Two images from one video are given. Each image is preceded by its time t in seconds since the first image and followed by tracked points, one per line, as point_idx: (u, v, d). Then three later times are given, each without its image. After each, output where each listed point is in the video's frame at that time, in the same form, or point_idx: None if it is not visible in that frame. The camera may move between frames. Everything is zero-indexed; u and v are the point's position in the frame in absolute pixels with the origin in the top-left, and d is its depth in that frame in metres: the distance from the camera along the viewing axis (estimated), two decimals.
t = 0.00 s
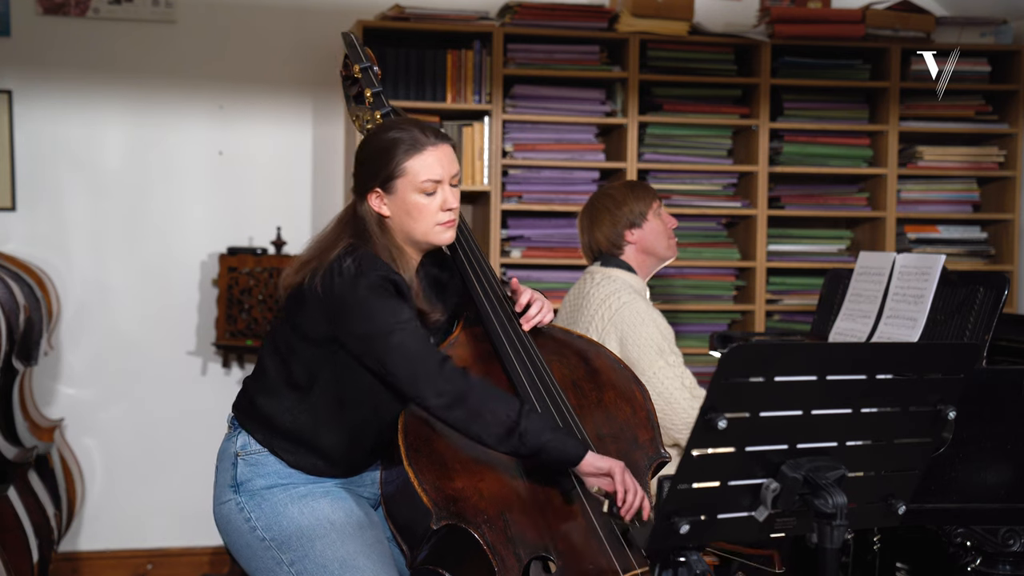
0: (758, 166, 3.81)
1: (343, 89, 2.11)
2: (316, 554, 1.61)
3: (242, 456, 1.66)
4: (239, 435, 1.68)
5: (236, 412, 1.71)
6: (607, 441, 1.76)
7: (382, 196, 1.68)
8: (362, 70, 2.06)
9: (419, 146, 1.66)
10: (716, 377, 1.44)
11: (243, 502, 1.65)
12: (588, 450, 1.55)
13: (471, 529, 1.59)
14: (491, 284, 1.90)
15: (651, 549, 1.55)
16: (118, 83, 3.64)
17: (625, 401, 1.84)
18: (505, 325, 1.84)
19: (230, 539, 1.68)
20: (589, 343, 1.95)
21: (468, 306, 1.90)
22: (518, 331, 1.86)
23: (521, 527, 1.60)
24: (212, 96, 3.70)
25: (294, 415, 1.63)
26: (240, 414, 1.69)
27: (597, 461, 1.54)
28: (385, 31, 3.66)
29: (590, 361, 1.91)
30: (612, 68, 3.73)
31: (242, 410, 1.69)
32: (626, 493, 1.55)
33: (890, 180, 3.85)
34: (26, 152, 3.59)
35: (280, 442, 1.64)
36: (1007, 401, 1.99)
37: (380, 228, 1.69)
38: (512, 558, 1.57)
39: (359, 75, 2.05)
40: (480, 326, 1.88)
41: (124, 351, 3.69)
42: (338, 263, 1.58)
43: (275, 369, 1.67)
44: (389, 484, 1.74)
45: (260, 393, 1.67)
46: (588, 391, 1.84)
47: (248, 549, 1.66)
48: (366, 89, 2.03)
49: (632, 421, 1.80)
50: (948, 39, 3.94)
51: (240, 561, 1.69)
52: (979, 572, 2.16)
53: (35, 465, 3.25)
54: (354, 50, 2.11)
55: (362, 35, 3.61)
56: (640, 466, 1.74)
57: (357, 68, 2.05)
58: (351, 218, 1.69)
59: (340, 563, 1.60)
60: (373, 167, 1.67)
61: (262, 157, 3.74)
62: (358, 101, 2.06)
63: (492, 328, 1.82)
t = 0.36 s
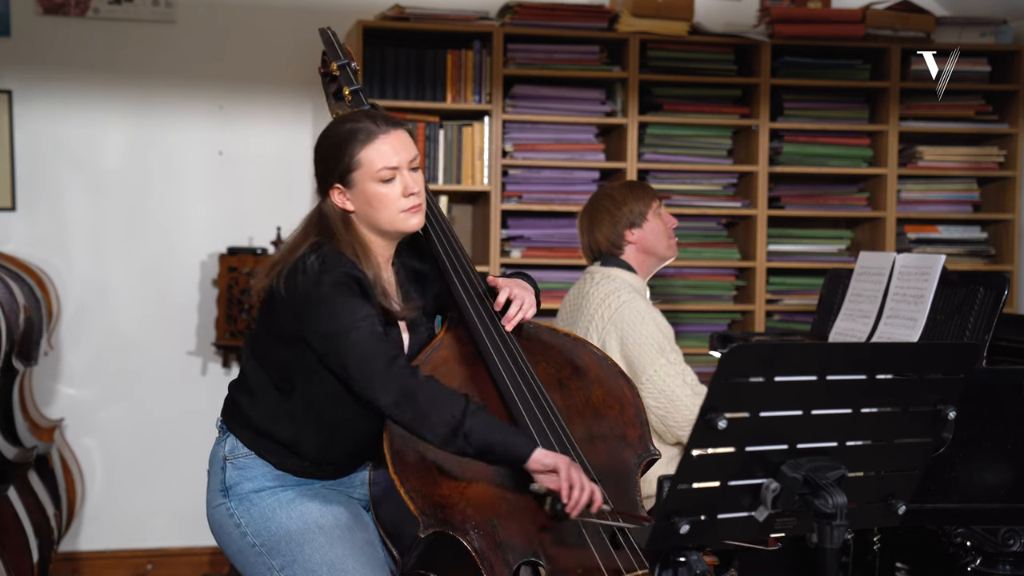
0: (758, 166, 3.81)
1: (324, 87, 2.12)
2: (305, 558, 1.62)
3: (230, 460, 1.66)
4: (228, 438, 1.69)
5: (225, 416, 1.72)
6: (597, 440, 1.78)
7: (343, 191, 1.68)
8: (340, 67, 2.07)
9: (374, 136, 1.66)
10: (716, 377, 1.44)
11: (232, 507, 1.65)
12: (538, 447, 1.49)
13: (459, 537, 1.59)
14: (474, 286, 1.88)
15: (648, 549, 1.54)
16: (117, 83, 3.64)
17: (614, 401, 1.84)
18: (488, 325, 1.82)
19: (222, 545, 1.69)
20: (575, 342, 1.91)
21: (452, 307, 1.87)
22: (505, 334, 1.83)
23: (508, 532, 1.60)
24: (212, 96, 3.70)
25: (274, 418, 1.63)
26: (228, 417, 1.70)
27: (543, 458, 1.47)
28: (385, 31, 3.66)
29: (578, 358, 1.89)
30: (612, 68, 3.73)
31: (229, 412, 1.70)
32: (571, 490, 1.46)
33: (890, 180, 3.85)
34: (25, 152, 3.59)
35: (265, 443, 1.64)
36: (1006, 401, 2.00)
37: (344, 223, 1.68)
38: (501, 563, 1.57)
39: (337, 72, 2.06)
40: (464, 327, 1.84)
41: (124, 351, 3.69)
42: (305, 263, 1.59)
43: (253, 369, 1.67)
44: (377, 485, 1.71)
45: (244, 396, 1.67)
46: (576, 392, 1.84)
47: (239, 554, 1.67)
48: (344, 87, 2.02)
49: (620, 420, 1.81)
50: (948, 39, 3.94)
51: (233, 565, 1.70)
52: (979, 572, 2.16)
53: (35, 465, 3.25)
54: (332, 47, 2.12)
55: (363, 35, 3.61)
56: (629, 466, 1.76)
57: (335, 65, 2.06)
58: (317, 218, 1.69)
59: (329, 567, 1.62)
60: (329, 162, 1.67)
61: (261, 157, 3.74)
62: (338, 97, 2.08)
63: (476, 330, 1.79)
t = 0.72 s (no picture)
0: (758, 166, 3.81)
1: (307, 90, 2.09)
2: (298, 561, 1.61)
3: (224, 460, 1.67)
4: (221, 439, 1.69)
5: (217, 417, 1.71)
6: (589, 441, 1.78)
7: (330, 182, 1.70)
8: (324, 70, 2.08)
9: (362, 130, 1.69)
10: (716, 377, 1.44)
11: (226, 509, 1.66)
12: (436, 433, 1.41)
13: (450, 542, 1.59)
14: (462, 291, 1.89)
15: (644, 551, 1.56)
16: (117, 82, 3.64)
17: (603, 401, 1.85)
18: (475, 330, 1.82)
19: (219, 546, 1.69)
20: (564, 342, 1.91)
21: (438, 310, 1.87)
22: (492, 336, 1.84)
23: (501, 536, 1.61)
24: (212, 96, 3.70)
25: (264, 415, 1.63)
26: (220, 417, 1.70)
27: (434, 445, 1.39)
28: (386, 31, 3.66)
29: (567, 358, 1.89)
30: (612, 68, 3.73)
31: (221, 413, 1.70)
32: (463, 475, 1.38)
33: (891, 179, 3.85)
34: (25, 152, 3.59)
35: (258, 442, 1.65)
36: (1006, 400, 2.00)
37: (328, 216, 1.71)
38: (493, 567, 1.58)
39: (320, 75, 2.06)
40: (451, 331, 1.84)
41: (124, 351, 3.69)
42: (284, 252, 1.60)
43: (241, 365, 1.67)
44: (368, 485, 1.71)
45: (234, 394, 1.67)
46: (565, 393, 1.84)
47: (235, 556, 1.67)
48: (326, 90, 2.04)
49: (611, 420, 1.82)
50: (948, 39, 3.95)
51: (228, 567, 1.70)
52: (979, 572, 2.16)
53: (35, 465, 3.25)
54: (314, 49, 2.11)
55: (363, 35, 3.61)
56: (621, 467, 1.75)
57: (318, 68, 2.06)
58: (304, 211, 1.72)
59: (322, 570, 1.61)
60: (318, 154, 1.70)
61: (261, 157, 3.74)
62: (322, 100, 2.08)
63: (464, 334, 1.79)
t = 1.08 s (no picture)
0: (758, 166, 3.81)
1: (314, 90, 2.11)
2: (302, 560, 1.61)
3: (229, 458, 1.67)
4: (226, 437, 1.69)
5: (224, 415, 1.71)
6: (593, 442, 1.77)
7: (363, 184, 1.69)
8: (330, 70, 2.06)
9: (408, 142, 1.68)
10: (716, 377, 1.44)
11: (230, 507, 1.66)
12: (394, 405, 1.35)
13: (455, 541, 1.58)
14: (468, 289, 1.86)
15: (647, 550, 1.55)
16: (118, 82, 3.64)
17: (607, 401, 1.84)
18: (481, 330, 1.80)
19: (222, 545, 1.69)
20: (568, 343, 1.91)
21: (445, 310, 1.86)
22: (496, 336, 1.83)
23: (504, 533, 1.60)
24: (212, 96, 3.70)
25: (271, 413, 1.63)
26: (226, 416, 1.70)
27: (389, 413, 1.32)
28: (385, 31, 3.66)
29: (571, 359, 1.89)
30: (612, 68, 3.73)
31: (227, 411, 1.71)
32: (414, 443, 1.29)
33: (891, 179, 3.85)
34: (25, 151, 3.59)
35: (265, 441, 1.65)
36: (1006, 400, 2.00)
37: (355, 217, 1.70)
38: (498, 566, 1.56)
39: (327, 76, 2.05)
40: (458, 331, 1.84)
41: (124, 351, 3.69)
42: (301, 245, 1.61)
43: (250, 362, 1.67)
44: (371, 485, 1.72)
45: (242, 392, 1.67)
46: (570, 394, 1.83)
47: (238, 555, 1.67)
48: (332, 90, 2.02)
49: (614, 421, 1.81)
50: (947, 39, 3.94)
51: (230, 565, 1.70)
52: (979, 572, 2.16)
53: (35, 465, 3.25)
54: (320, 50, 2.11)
55: (363, 35, 3.61)
56: (624, 468, 1.75)
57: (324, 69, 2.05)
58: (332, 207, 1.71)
59: (325, 569, 1.60)
60: (359, 154, 1.69)
61: (261, 157, 3.74)
62: (328, 100, 2.07)
63: (469, 334, 1.78)
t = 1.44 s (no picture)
0: (758, 166, 3.81)
1: (325, 90, 2.11)
2: (306, 557, 1.61)
3: (234, 457, 1.67)
4: (231, 436, 1.70)
5: (229, 414, 1.72)
6: (599, 442, 1.76)
7: (386, 193, 1.68)
8: (342, 70, 2.06)
9: (435, 155, 1.66)
10: (716, 377, 1.44)
11: (235, 505, 1.66)
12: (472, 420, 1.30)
13: (462, 538, 1.57)
14: (477, 289, 1.87)
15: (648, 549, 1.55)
16: (118, 83, 3.64)
17: (613, 400, 1.83)
18: (489, 326, 1.81)
19: (226, 543, 1.69)
20: (575, 343, 1.91)
21: (453, 307, 1.87)
22: (505, 332, 1.83)
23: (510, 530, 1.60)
24: (212, 96, 3.70)
25: (280, 414, 1.63)
26: (232, 414, 1.71)
27: (473, 434, 1.27)
28: (385, 31, 3.66)
29: (578, 359, 1.89)
30: (612, 68, 3.73)
31: (233, 409, 1.71)
32: (497, 472, 1.28)
33: (891, 179, 3.85)
34: (25, 151, 3.59)
35: (272, 441, 1.65)
36: (1006, 399, 2.00)
37: (378, 225, 1.69)
38: (504, 564, 1.56)
39: (338, 75, 2.05)
40: (466, 329, 1.85)
41: (124, 351, 3.69)
42: (321, 252, 1.58)
43: (261, 365, 1.67)
44: (377, 485, 1.71)
45: (251, 392, 1.67)
46: (577, 394, 1.83)
47: (242, 553, 1.67)
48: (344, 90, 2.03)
49: (621, 421, 1.80)
50: (947, 39, 3.94)
51: (234, 564, 1.70)
52: (979, 572, 2.16)
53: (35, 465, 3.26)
54: (332, 50, 2.11)
55: (363, 35, 3.61)
56: (629, 468, 1.74)
57: (336, 68, 2.05)
58: (355, 213, 1.70)
59: (330, 567, 1.60)
60: (385, 164, 1.68)
61: (261, 157, 3.74)
62: (339, 100, 2.07)
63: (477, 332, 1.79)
